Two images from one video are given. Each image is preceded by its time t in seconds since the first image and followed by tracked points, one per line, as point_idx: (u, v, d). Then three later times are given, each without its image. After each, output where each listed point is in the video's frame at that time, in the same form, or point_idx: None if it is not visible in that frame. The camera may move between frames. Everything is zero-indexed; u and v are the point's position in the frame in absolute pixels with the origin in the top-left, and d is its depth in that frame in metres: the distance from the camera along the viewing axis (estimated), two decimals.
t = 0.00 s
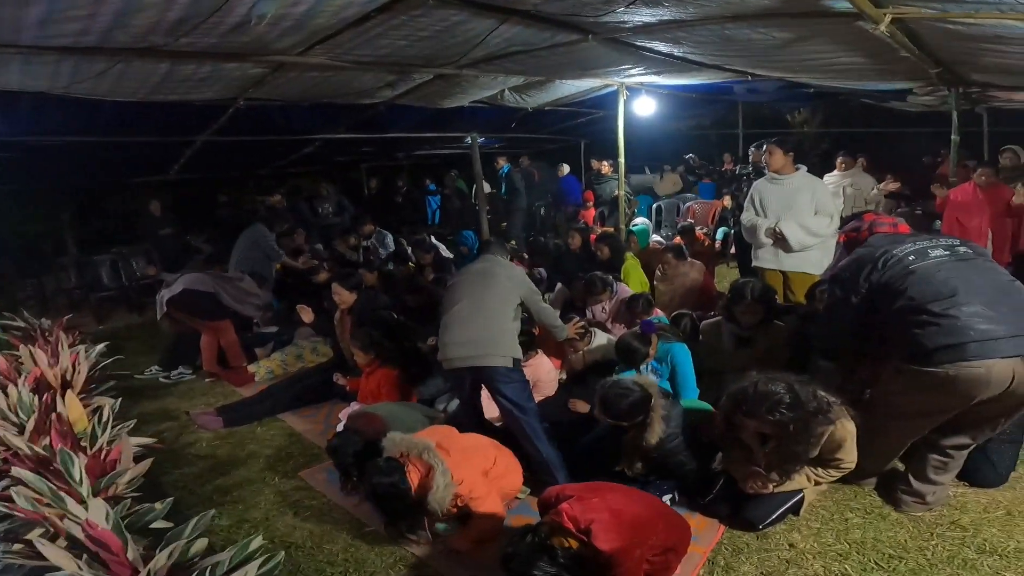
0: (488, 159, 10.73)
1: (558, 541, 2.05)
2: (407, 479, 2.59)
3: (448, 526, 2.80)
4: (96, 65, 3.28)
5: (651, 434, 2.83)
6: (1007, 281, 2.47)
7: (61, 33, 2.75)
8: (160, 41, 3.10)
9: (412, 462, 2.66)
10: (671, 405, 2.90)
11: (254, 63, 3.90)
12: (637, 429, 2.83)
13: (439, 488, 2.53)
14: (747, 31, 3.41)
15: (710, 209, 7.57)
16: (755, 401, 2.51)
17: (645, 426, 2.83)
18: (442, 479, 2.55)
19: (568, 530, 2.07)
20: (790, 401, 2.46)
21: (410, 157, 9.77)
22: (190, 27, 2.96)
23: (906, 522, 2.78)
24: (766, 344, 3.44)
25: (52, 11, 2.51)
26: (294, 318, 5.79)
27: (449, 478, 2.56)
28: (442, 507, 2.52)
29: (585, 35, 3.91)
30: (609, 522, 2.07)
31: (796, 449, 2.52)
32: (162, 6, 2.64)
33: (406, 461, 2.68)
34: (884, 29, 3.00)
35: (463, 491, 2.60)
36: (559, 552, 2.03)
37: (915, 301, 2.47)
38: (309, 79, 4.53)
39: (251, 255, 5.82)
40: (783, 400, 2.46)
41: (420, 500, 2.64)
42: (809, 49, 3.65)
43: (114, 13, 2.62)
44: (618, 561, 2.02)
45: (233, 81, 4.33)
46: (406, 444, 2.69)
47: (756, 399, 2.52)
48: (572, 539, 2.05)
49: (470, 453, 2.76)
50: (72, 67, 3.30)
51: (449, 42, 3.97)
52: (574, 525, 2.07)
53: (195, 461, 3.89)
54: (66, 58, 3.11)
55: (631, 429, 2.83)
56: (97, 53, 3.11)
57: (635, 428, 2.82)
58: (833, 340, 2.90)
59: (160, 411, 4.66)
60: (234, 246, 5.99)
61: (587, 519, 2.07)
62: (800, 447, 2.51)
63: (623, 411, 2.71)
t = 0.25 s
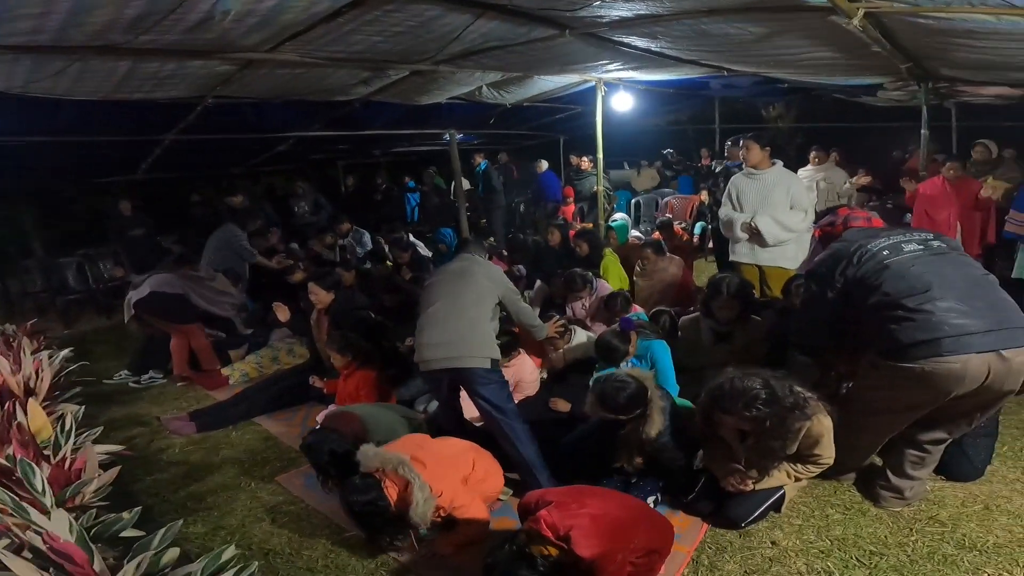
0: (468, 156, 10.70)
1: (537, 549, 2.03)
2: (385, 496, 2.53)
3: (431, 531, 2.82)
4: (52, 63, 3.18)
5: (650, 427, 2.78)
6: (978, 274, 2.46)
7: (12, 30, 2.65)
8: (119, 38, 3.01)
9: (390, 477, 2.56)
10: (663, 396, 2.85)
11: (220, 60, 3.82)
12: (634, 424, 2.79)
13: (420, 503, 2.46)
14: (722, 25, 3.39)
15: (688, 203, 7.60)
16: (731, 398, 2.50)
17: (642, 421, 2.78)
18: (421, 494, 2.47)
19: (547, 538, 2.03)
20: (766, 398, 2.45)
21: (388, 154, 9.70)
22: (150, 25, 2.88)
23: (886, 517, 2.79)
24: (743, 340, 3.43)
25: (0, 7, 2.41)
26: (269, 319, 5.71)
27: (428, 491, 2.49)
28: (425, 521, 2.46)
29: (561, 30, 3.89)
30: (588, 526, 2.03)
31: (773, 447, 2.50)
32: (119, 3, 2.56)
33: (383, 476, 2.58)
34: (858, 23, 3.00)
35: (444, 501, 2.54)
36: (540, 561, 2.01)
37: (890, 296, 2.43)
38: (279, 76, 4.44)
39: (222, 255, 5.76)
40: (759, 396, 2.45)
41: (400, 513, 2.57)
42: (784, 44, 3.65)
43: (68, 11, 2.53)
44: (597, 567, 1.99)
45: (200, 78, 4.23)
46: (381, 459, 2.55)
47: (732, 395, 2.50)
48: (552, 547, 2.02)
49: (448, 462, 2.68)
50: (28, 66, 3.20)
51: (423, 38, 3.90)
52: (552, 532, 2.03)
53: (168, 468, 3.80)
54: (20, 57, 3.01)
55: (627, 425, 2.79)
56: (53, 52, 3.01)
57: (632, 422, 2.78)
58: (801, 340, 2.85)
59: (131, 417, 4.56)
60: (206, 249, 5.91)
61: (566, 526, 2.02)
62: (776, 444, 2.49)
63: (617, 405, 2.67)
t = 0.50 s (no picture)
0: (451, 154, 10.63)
1: (534, 557, 1.99)
2: (369, 513, 2.46)
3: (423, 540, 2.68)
4: (15, 61, 3.08)
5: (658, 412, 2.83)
6: (965, 272, 2.44)
7: None
8: (84, 34, 2.91)
9: (372, 495, 2.47)
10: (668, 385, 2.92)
11: (193, 58, 3.72)
12: (642, 409, 2.82)
13: (404, 520, 2.37)
14: (706, 22, 3.36)
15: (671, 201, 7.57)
16: (722, 399, 2.45)
17: (650, 407, 2.81)
18: (405, 510, 2.38)
19: (543, 545, 2.00)
20: (757, 398, 2.42)
21: (369, 153, 9.61)
22: (116, 21, 2.79)
23: (876, 516, 2.79)
24: (729, 339, 3.41)
25: None
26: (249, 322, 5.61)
27: (412, 505, 2.39)
28: (413, 537, 2.37)
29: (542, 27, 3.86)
30: (583, 533, 2.00)
31: (765, 446, 2.50)
32: None
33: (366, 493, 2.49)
34: (843, 20, 2.99)
35: (431, 513, 2.44)
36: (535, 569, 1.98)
37: (879, 296, 2.39)
38: (255, 74, 4.35)
39: (198, 258, 5.57)
40: (750, 396, 2.41)
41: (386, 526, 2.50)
42: (768, 42, 3.63)
43: (28, 7, 2.45)
44: (595, 575, 1.95)
45: (173, 75, 4.12)
46: (359, 478, 2.46)
47: (722, 396, 2.45)
48: (548, 554, 1.98)
49: (431, 471, 2.55)
50: None
51: (404, 35, 3.83)
52: (549, 539, 2.00)
53: (145, 477, 3.70)
54: None
55: (635, 412, 2.81)
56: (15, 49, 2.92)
57: (642, 408, 2.80)
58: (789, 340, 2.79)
59: (106, 425, 4.44)
60: (179, 249, 5.72)
61: (562, 533, 1.99)
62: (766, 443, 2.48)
63: (626, 387, 2.75)
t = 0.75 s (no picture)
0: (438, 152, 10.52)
1: None
2: (363, 531, 2.33)
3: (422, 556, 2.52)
4: None
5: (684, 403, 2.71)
6: (974, 270, 2.39)
7: None
8: (55, 27, 2.77)
9: (364, 511, 2.34)
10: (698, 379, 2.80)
11: (172, 53, 3.59)
12: (668, 404, 2.73)
13: (399, 536, 2.22)
14: (705, 18, 3.29)
15: (661, 199, 7.55)
16: (734, 403, 2.40)
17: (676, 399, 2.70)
18: (400, 526, 2.23)
19: (552, 563, 1.93)
20: (770, 402, 2.37)
21: (356, 151, 9.47)
22: (90, 13, 2.66)
23: (885, 519, 2.73)
24: (729, 339, 3.34)
25: None
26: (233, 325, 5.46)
27: (407, 519, 2.25)
28: (411, 553, 2.22)
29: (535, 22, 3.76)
30: (593, 549, 1.91)
31: (778, 450, 2.46)
32: None
33: (359, 510, 2.36)
34: (848, 17, 2.92)
35: (427, 527, 2.30)
36: None
37: (890, 296, 2.34)
38: (238, 70, 4.21)
39: (180, 258, 5.51)
40: (763, 400, 2.36)
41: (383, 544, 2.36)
42: (767, 38, 3.57)
43: None
44: None
45: (151, 71, 3.98)
46: (350, 493, 2.33)
47: (732, 400, 2.41)
48: (558, 571, 1.91)
49: (425, 484, 2.43)
50: None
51: (393, 29, 3.71)
52: (558, 557, 1.92)
53: (129, 488, 3.56)
54: None
55: (661, 407, 2.72)
56: None
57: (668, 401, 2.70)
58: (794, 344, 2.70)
59: (85, 433, 4.29)
60: (161, 250, 5.68)
61: (572, 550, 1.91)
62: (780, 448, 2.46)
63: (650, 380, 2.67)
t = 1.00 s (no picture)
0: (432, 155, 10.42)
1: None
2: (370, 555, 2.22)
3: None
4: None
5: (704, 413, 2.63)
6: (1000, 286, 2.33)
7: None
8: (43, 24, 2.64)
9: (372, 534, 2.24)
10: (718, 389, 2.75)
11: (164, 52, 3.47)
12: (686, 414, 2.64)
13: (409, 560, 2.12)
14: (716, 22, 3.21)
15: (659, 203, 7.50)
16: (764, 416, 2.33)
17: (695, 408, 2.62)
18: (409, 550, 2.13)
19: None
20: (801, 416, 2.31)
21: (349, 153, 9.35)
22: (80, 10, 2.55)
23: (902, 532, 2.66)
24: (737, 350, 3.25)
25: None
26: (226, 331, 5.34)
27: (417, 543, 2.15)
28: None
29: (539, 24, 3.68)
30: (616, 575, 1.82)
31: (802, 465, 2.37)
32: None
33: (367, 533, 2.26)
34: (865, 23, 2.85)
35: (438, 550, 2.20)
36: None
37: (915, 313, 2.27)
38: (232, 70, 4.10)
39: (168, 263, 5.35)
40: (794, 415, 2.30)
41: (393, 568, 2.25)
42: (777, 43, 3.50)
43: None
44: None
45: (142, 70, 3.86)
46: (358, 516, 2.24)
47: (762, 414, 2.34)
48: None
49: (434, 504, 2.33)
50: None
51: (394, 29, 3.60)
52: None
53: (120, 502, 3.44)
54: None
55: (678, 417, 2.63)
56: None
57: (686, 412, 2.62)
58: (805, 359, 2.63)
59: (72, 444, 4.15)
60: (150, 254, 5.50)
61: None
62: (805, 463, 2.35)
63: (667, 394, 2.57)
